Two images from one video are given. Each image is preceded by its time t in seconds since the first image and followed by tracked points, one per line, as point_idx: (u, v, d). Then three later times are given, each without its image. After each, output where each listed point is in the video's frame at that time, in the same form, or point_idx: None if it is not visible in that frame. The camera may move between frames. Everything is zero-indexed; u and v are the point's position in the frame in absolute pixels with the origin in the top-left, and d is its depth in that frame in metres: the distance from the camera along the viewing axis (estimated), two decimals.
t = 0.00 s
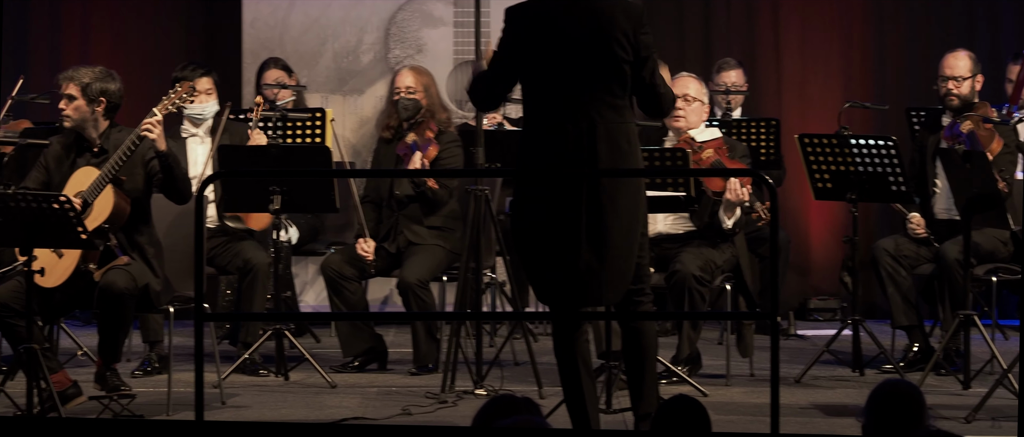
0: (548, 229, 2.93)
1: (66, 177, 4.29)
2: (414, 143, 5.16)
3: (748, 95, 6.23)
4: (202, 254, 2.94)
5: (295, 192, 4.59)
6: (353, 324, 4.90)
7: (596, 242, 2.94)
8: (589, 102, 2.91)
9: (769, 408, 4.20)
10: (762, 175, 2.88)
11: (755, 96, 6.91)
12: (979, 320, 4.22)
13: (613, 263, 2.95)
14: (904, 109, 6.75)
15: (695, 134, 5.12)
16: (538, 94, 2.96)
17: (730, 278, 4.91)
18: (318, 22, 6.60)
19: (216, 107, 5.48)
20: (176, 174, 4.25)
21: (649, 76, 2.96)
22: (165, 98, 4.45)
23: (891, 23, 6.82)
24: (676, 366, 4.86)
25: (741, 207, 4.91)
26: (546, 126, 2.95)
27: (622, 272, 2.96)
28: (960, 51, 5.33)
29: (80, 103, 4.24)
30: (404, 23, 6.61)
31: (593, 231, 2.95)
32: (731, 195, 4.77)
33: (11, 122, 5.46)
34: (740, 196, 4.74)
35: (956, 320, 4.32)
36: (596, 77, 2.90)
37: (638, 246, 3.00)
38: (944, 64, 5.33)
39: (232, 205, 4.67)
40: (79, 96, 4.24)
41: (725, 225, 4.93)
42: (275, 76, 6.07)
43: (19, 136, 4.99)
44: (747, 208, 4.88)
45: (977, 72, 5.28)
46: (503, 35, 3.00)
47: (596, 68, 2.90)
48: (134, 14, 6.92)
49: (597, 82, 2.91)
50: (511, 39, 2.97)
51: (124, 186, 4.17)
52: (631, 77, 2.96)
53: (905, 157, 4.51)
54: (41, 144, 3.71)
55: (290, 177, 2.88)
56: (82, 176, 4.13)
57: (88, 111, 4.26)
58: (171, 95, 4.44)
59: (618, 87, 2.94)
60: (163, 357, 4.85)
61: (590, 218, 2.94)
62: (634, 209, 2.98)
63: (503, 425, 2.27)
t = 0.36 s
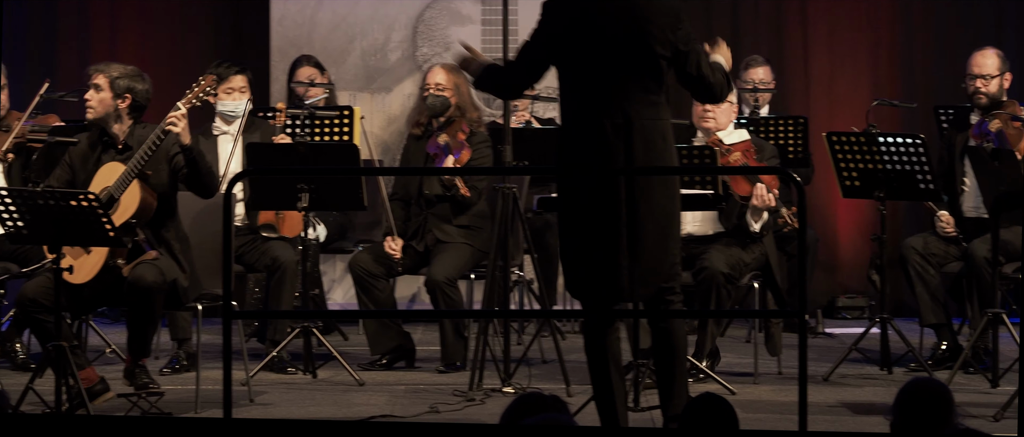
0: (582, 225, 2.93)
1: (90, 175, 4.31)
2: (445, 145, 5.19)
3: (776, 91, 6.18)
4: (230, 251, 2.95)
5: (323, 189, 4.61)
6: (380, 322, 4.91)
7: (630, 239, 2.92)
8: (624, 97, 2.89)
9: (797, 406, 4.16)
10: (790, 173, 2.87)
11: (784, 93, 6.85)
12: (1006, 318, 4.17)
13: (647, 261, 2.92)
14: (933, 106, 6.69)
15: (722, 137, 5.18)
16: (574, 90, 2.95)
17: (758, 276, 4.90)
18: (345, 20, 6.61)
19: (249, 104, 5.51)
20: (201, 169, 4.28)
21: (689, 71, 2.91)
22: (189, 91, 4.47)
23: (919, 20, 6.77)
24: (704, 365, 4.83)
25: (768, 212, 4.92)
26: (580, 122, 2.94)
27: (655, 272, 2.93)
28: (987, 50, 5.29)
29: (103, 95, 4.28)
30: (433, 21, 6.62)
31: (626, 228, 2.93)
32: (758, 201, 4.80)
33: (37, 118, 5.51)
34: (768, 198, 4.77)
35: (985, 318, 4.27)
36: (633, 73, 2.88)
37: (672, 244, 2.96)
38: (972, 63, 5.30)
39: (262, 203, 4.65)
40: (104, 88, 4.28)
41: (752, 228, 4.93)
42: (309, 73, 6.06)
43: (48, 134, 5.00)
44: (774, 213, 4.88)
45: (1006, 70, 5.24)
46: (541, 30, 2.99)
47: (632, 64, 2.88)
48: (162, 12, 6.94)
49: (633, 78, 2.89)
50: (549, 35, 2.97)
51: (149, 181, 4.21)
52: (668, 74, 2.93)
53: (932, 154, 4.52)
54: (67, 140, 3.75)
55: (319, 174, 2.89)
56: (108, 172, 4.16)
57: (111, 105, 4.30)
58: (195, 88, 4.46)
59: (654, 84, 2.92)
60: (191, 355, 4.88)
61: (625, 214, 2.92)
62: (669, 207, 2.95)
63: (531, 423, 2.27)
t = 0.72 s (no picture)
0: (626, 224, 2.94)
1: (122, 175, 4.34)
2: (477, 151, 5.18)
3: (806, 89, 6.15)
4: (262, 249, 2.97)
5: (355, 188, 4.64)
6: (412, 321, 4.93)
7: (675, 237, 2.96)
8: (667, 95, 2.91)
9: (830, 405, 4.13)
10: (820, 172, 2.83)
11: (817, 91, 6.81)
12: None
13: (689, 259, 2.96)
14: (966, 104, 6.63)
15: (756, 138, 5.18)
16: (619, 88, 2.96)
17: (790, 275, 4.88)
18: (377, 18, 6.61)
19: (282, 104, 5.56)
20: (231, 168, 4.34)
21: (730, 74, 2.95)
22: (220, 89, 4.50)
23: (952, 17, 6.72)
24: (736, 363, 4.80)
25: (801, 215, 4.89)
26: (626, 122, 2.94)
27: (696, 270, 2.97)
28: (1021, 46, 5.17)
29: (131, 98, 4.34)
30: (464, 19, 6.61)
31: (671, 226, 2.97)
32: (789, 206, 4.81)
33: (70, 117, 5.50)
34: (796, 205, 4.82)
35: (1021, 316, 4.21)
36: (678, 72, 2.91)
37: (715, 242, 3.00)
38: (1005, 61, 5.18)
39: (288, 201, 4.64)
40: (131, 91, 4.34)
41: (785, 232, 4.89)
42: (348, 71, 6.10)
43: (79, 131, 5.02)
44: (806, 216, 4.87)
45: None
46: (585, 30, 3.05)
47: (678, 64, 2.91)
48: (194, 12, 6.96)
49: (678, 77, 2.92)
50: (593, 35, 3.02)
51: (180, 180, 4.21)
52: (712, 74, 2.95)
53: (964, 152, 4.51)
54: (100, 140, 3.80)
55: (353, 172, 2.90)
56: (140, 171, 4.19)
57: (139, 107, 4.35)
58: (227, 86, 4.48)
59: (698, 83, 2.93)
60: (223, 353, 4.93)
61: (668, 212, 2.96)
62: (712, 206, 2.98)
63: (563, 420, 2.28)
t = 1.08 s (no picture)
0: (665, 222, 2.95)
1: (152, 176, 4.38)
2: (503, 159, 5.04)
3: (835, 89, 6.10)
4: (293, 249, 2.98)
5: (385, 188, 4.63)
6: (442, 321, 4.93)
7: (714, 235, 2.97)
8: (706, 96, 2.94)
9: (860, 405, 4.10)
10: (852, 172, 2.86)
11: (847, 92, 6.75)
12: None
13: (727, 259, 2.98)
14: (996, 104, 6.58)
15: (784, 143, 5.20)
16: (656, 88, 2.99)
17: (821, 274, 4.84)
18: (407, 18, 6.63)
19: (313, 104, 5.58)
20: (264, 165, 4.34)
21: (765, 74, 2.97)
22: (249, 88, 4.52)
23: (983, 14, 6.65)
24: (766, 363, 4.77)
25: (828, 221, 4.83)
26: (664, 122, 2.98)
27: (732, 270, 2.99)
28: None
29: (156, 103, 4.35)
30: (494, 19, 6.62)
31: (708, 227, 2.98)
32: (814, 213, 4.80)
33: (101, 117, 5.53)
34: (822, 211, 4.76)
35: None
36: (716, 71, 2.94)
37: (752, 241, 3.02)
38: None
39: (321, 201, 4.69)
40: (155, 96, 4.34)
41: (813, 239, 4.85)
42: (378, 72, 6.13)
43: (109, 132, 5.05)
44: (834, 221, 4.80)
45: None
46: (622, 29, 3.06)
47: (715, 63, 2.94)
48: (224, 14, 7.00)
49: (716, 77, 2.94)
50: (628, 33, 3.03)
51: (210, 179, 4.25)
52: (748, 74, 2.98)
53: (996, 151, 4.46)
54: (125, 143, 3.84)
55: (382, 172, 2.92)
56: (170, 171, 4.24)
57: (165, 111, 4.36)
58: (255, 85, 4.49)
59: (735, 84, 2.96)
60: (253, 353, 4.96)
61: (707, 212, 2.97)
62: (750, 204, 3.00)
63: (595, 419, 2.29)
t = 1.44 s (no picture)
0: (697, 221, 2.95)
1: (183, 176, 4.43)
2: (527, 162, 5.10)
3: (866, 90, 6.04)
4: (323, 250, 3.00)
5: (415, 188, 4.66)
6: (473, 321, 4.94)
7: (746, 236, 2.97)
8: (739, 96, 2.93)
9: (892, 406, 4.06)
10: (883, 172, 2.84)
11: (878, 91, 6.72)
12: None
13: (761, 259, 2.97)
14: None
15: (816, 145, 5.18)
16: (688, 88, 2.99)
17: (851, 275, 4.81)
18: (438, 19, 6.64)
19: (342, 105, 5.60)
20: (295, 165, 4.36)
21: (799, 74, 2.97)
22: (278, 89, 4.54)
23: (1016, 13, 6.61)
24: (797, 364, 4.74)
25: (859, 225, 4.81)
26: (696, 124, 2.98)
27: (765, 270, 2.98)
28: None
29: (196, 113, 4.31)
30: (525, 19, 6.64)
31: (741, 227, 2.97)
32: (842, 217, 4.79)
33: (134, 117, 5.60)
34: (854, 218, 4.77)
35: None
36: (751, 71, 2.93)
37: (786, 242, 3.01)
38: None
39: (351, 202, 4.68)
40: (193, 107, 4.30)
41: (843, 240, 4.88)
42: (410, 73, 6.13)
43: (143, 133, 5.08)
44: (866, 226, 4.80)
45: None
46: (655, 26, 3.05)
47: (748, 62, 2.92)
48: (256, 15, 7.03)
49: (749, 77, 2.93)
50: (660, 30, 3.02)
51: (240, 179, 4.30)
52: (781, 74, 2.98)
53: None
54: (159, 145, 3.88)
55: (414, 173, 2.93)
56: (200, 172, 4.24)
57: (203, 118, 4.34)
58: (284, 86, 4.52)
59: (768, 84, 2.96)
60: (284, 353, 5.00)
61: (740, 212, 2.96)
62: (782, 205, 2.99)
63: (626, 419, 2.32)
